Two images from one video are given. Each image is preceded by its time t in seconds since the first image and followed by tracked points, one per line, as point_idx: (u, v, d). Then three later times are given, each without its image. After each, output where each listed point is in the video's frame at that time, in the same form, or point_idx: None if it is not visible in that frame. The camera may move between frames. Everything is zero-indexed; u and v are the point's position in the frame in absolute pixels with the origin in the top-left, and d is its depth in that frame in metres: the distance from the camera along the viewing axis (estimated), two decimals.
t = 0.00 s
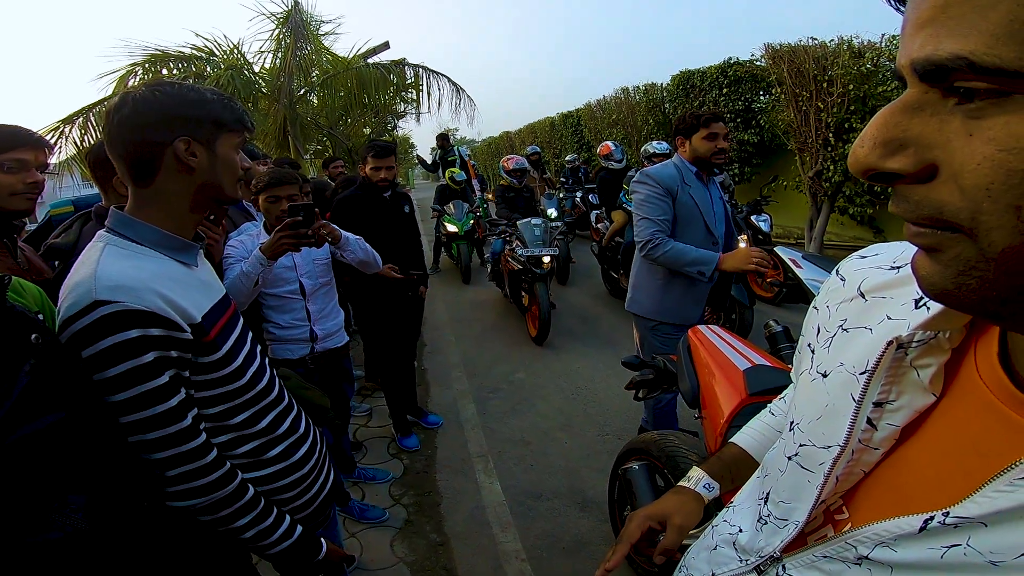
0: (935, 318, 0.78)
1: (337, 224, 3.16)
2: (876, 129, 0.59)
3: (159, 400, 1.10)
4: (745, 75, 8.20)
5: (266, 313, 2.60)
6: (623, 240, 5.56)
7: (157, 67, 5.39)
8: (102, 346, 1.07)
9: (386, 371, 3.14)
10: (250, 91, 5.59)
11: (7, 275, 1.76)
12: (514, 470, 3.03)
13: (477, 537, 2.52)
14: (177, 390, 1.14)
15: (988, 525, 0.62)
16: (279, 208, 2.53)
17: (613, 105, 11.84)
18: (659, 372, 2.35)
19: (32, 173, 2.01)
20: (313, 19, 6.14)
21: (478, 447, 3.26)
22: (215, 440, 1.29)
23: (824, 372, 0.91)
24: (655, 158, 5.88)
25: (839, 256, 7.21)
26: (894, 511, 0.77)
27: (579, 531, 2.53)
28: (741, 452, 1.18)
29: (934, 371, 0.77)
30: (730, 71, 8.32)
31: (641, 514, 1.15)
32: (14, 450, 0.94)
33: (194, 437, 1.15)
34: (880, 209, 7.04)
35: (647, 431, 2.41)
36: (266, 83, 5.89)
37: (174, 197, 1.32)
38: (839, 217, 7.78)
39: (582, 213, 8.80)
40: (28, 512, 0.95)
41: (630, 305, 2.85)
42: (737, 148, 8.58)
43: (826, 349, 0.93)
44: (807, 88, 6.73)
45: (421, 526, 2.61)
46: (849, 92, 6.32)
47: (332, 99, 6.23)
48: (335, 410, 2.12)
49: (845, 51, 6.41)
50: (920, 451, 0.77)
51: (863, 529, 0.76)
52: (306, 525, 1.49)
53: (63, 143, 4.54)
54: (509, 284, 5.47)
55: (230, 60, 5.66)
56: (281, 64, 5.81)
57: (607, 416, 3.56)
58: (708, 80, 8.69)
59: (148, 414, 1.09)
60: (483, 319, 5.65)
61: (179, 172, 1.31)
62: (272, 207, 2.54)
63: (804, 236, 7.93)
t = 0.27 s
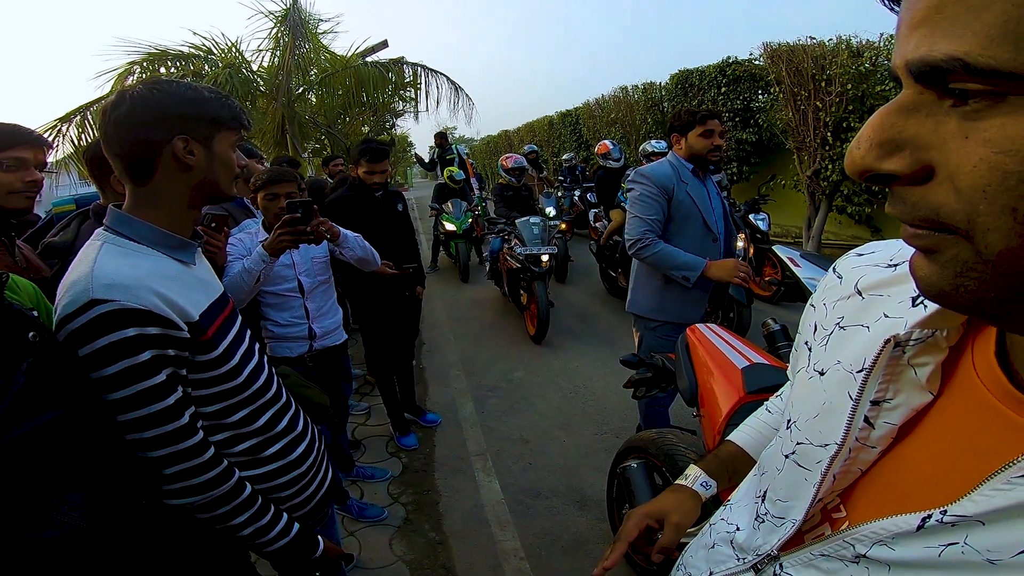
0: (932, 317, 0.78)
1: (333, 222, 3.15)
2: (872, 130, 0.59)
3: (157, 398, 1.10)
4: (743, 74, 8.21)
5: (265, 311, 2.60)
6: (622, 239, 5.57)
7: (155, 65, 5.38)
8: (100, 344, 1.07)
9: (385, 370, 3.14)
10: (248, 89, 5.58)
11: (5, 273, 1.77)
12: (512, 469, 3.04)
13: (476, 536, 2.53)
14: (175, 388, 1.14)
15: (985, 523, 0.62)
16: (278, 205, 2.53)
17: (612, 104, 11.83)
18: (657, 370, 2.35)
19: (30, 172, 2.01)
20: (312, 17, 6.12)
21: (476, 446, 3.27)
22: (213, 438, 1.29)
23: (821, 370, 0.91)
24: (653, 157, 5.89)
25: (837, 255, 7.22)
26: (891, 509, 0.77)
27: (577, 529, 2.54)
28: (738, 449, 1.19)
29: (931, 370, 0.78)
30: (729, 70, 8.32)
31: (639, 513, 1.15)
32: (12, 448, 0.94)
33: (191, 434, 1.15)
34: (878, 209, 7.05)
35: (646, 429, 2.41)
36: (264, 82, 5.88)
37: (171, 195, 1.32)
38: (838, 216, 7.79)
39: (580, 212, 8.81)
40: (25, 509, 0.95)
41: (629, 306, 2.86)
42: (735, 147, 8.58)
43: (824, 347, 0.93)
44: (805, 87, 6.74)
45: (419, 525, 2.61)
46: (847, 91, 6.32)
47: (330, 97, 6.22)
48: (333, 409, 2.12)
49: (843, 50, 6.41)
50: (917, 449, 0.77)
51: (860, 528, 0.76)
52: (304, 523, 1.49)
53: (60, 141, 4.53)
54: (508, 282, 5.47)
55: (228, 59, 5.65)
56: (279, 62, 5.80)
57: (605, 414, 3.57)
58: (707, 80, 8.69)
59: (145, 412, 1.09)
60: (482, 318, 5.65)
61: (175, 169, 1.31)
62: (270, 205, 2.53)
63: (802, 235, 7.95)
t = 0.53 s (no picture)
0: (928, 316, 0.79)
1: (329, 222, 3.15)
2: (867, 132, 0.60)
3: (157, 397, 1.10)
4: (740, 74, 8.22)
5: (263, 310, 2.60)
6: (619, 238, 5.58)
7: (152, 64, 5.37)
8: (99, 343, 1.07)
9: (383, 369, 3.14)
10: (245, 88, 5.57)
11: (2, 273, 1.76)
12: (511, 468, 3.04)
13: (474, 535, 2.53)
14: (174, 387, 1.14)
15: (982, 521, 0.63)
16: (276, 204, 2.52)
17: (609, 103, 11.84)
18: (655, 369, 2.36)
19: (28, 171, 2.00)
20: (309, 16, 6.11)
21: (474, 445, 3.27)
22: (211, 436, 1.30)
23: (817, 369, 0.92)
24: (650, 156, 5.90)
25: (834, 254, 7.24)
26: (887, 507, 0.78)
27: (575, 528, 2.54)
28: (734, 449, 1.20)
29: (926, 368, 0.78)
30: (726, 70, 8.34)
31: (637, 512, 1.15)
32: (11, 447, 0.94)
33: (190, 433, 1.15)
34: (874, 208, 7.08)
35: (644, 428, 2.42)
36: (261, 81, 5.87)
37: (163, 194, 1.31)
38: (835, 215, 7.80)
39: (577, 211, 8.81)
40: (24, 507, 0.95)
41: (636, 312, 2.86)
42: (732, 146, 8.59)
43: (819, 346, 0.94)
44: (802, 87, 6.75)
45: (418, 524, 2.62)
46: (844, 91, 6.34)
47: (327, 96, 6.21)
48: (331, 409, 2.12)
49: (840, 50, 6.43)
50: (912, 446, 0.78)
51: (857, 526, 0.77)
52: (303, 521, 1.50)
53: (57, 140, 4.52)
54: (505, 281, 5.47)
55: (225, 58, 5.63)
56: (276, 61, 5.78)
57: (603, 413, 3.58)
58: (704, 79, 8.70)
59: (144, 410, 1.09)
60: (480, 317, 5.65)
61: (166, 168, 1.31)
62: (268, 204, 2.53)
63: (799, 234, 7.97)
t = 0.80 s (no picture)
0: (925, 313, 0.79)
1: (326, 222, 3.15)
2: (867, 129, 0.60)
3: (154, 398, 1.10)
4: (738, 73, 8.23)
5: (260, 310, 2.60)
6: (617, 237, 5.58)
7: (149, 63, 5.36)
8: (96, 344, 1.07)
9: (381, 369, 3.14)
10: (242, 88, 5.56)
11: None
12: (509, 467, 3.04)
13: (473, 534, 2.53)
14: (171, 387, 1.14)
15: (978, 518, 0.63)
16: (275, 204, 2.52)
17: (607, 102, 11.84)
18: (653, 368, 2.36)
19: (25, 171, 2.00)
20: (306, 16, 6.10)
21: (473, 444, 3.27)
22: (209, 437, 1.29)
23: (815, 367, 0.92)
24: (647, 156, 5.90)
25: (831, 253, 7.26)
26: (885, 504, 0.78)
27: (573, 527, 2.55)
28: (732, 447, 1.20)
29: (923, 366, 0.78)
30: (723, 69, 8.35)
31: (636, 511, 1.15)
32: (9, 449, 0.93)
33: (188, 433, 1.15)
34: (871, 207, 7.10)
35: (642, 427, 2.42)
36: (258, 81, 5.86)
37: (169, 194, 1.31)
38: (832, 215, 7.82)
39: (575, 210, 8.82)
40: (21, 509, 0.94)
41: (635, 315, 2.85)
42: (730, 146, 8.61)
43: (817, 344, 0.94)
44: (799, 86, 6.76)
45: (416, 524, 2.61)
46: (841, 90, 6.36)
47: (325, 96, 6.21)
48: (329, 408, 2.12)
49: (837, 49, 6.45)
50: (909, 445, 0.78)
51: (854, 524, 0.77)
52: (301, 520, 1.49)
53: (53, 140, 4.50)
54: (503, 281, 5.47)
55: (222, 57, 5.62)
56: (273, 60, 5.77)
57: (601, 412, 3.58)
58: (701, 79, 8.72)
59: (142, 411, 1.09)
60: (478, 316, 5.65)
61: (174, 169, 1.30)
62: (267, 204, 2.52)
63: (796, 233, 7.98)
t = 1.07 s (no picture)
0: (926, 312, 0.79)
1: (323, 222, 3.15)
2: (867, 129, 0.60)
3: (155, 397, 1.10)
4: (736, 72, 8.23)
5: (259, 309, 2.60)
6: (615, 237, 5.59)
7: (146, 63, 5.35)
8: (97, 343, 1.07)
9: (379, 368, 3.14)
10: (240, 87, 5.55)
11: None
12: (508, 466, 3.04)
13: (472, 534, 2.54)
14: (172, 387, 1.14)
15: (980, 517, 0.63)
16: (273, 203, 2.51)
17: (605, 102, 11.84)
18: (651, 368, 2.36)
19: (22, 170, 1.99)
20: (305, 15, 6.09)
21: (472, 444, 3.27)
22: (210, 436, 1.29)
23: (816, 366, 0.92)
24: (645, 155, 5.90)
25: (829, 252, 7.27)
26: (886, 504, 0.78)
27: (572, 527, 2.55)
28: (733, 447, 1.20)
29: (924, 365, 0.79)
30: (722, 69, 8.37)
31: (636, 510, 1.16)
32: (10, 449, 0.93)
33: (189, 433, 1.15)
34: (869, 206, 7.11)
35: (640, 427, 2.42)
36: (257, 80, 5.85)
37: (169, 193, 1.31)
38: (830, 214, 7.83)
39: (574, 210, 8.82)
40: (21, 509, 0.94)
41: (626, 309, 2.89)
42: (728, 145, 8.62)
43: (818, 344, 0.94)
44: (798, 85, 6.77)
45: (416, 523, 2.62)
46: (839, 89, 6.37)
47: (323, 95, 6.20)
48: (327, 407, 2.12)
49: (836, 49, 6.46)
50: (911, 444, 0.78)
51: (856, 523, 0.77)
52: (301, 520, 1.49)
53: (50, 140, 4.49)
54: (502, 280, 5.47)
55: (220, 57, 5.61)
56: (272, 60, 5.76)
57: (600, 412, 3.58)
58: (700, 78, 8.72)
59: (143, 411, 1.09)
60: (476, 316, 5.65)
61: (179, 168, 1.30)
62: (265, 203, 2.52)
63: (795, 232, 7.99)
